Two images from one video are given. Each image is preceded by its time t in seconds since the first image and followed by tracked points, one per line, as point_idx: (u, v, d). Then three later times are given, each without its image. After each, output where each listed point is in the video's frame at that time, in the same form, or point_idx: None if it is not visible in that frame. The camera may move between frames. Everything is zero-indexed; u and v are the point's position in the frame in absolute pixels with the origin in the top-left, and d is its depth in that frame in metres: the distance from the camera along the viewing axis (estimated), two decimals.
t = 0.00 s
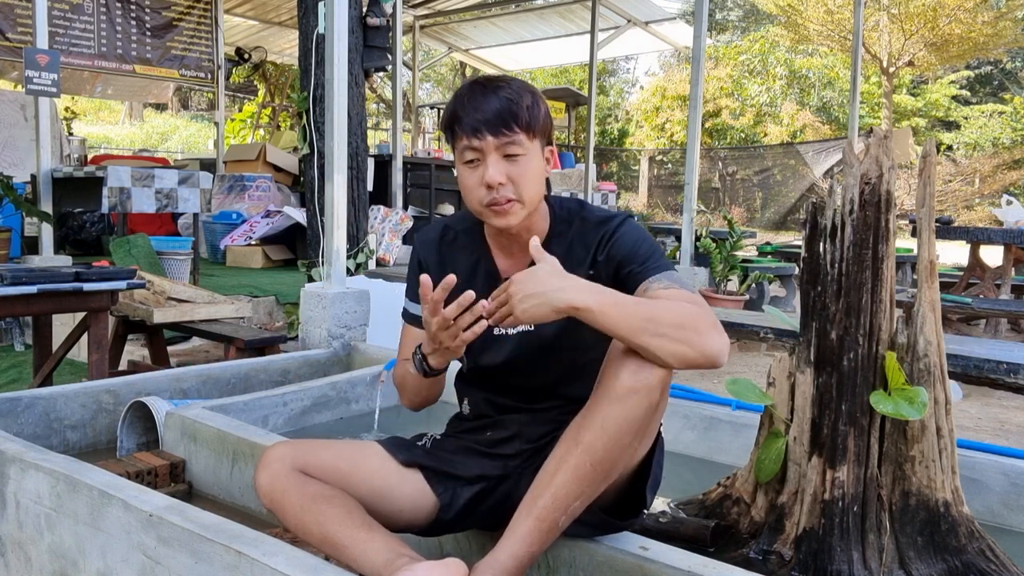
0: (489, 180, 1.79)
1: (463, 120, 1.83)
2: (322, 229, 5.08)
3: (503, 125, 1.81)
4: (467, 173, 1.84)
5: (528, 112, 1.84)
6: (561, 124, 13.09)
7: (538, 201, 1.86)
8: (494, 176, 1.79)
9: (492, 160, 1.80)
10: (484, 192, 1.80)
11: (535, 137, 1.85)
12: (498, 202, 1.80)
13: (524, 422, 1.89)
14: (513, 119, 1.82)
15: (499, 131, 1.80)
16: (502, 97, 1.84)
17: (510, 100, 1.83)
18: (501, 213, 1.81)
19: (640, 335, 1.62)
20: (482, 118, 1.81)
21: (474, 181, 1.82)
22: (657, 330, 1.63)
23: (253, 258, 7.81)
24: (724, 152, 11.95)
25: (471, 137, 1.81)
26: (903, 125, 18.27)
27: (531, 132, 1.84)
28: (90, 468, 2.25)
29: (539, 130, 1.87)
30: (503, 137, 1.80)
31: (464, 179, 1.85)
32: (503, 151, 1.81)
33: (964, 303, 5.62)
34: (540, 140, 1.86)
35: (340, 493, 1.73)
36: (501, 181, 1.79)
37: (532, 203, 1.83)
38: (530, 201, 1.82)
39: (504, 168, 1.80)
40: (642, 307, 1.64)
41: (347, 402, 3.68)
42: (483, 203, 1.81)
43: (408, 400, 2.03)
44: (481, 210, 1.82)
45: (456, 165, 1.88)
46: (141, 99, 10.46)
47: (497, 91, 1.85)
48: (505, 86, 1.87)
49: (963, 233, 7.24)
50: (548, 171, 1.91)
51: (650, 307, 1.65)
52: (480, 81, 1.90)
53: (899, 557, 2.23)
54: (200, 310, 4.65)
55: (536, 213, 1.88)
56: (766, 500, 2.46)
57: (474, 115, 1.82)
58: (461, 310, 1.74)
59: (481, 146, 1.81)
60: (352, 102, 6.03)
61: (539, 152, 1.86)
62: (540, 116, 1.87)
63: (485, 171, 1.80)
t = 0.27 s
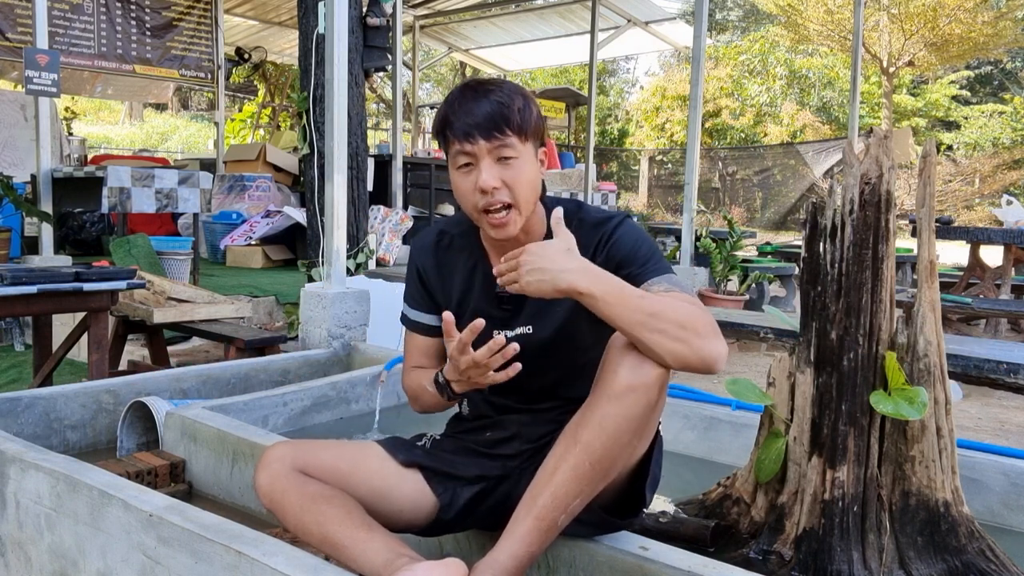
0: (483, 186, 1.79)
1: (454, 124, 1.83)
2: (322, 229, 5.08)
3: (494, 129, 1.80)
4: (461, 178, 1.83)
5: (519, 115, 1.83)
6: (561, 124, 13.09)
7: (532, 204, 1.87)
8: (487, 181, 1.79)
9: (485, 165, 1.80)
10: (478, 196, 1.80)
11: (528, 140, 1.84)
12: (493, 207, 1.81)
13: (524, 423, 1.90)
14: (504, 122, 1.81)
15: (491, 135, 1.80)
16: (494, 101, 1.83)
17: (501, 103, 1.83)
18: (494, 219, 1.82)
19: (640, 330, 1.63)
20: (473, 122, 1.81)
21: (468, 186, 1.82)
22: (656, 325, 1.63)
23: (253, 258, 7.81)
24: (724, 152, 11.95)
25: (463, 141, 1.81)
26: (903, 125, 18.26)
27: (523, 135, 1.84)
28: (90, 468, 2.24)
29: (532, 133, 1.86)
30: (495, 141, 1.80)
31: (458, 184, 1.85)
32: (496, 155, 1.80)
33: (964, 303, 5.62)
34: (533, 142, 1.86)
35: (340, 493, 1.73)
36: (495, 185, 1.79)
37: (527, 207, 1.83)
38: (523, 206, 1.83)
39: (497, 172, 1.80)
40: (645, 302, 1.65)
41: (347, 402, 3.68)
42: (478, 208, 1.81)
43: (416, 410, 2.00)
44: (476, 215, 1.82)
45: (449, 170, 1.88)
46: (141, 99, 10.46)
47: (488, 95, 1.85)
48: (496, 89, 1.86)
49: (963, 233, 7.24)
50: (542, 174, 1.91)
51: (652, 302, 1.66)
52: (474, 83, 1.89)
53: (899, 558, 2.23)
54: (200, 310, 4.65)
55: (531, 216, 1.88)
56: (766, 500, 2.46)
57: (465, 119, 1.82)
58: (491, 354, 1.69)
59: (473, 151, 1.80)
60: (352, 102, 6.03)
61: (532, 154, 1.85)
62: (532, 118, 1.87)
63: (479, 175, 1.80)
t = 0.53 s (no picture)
0: (485, 173, 1.78)
1: (459, 115, 1.85)
2: (322, 229, 5.08)
3: (499, 119, 1.83)
4: (463, 167, 1.83)
5: (522, 108, 1.86)
6: (561, 124, 13.09)
7: (533, 198, 1.86)
8: (489, 168, 1.79)
9: (489, 153, 1.80)
10: (479, 185, 1.79)
11: (531, 133, 1.86)
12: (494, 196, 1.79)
13: (523, 422, 1.90)
14: (509, 113, 1.84)
15: (495, 124, 1.82)
16: (499, 94, 1.86)
17: (505, 96, 1.85)
18: (496, 207, 1.79)
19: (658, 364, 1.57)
20: (479, 112, 1.83)
21: (470, 174, 1.82)
22: (667, 356, 1.58)
23: (253, 258, 7.81)
24: (724, 152, 11.96)
25: (467, 130, 1.82)
26: (903, 125, 18.26)
27: (526, 127, 1.86)
28: (90, 468, 2.25)
29: (534, 128, 1.88)
30: (499, 130, 1.82)
31: (459, 173, 1.84)
32: (500, 144, 1.82)
33: (964, 303, 5.62)
34: (535, 136, 1.88)
35: (339, 493, 1.73)
36: (497, 173, 1.79)
37: (527, 199, 1.82)
38: (525, 197, 1.81)
39: (500, 161, 1.80)
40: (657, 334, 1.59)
41: (347, 402, 3.68)
42: (478, 197, 1.79)
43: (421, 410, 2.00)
44: (475, 204, 1.80)
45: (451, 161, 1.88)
46: (141, 99, 10.46)
47: (493, 88, 1.87)
48: (501, 84, 1.89)
49: (963, 233, 7.24)
50: (544, 170, 1.91)
51: (662, 330, 1.60)
52: (477, 79, 1.92)
53: (899, 557, 2.23)
54: (200, 310, 4.65)
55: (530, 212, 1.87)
56: (766, 500, 2.46)
57: (470, 110, 1.84)
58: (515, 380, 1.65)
59: (477, 139, 1.82)
60: (352, 102, 6.03)
61: (534, 148, 1.87)
62: (535, 113, 1.89)
63: (481, 162, 1.80)
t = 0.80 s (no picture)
0: (488, 158, 1.80)
1: (465, 103, 1.87)
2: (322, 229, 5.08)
3: (504, 108, 1.85)
4: (467, 155, 1.85)
5: (528, 100, 1.89)
6: (561, 124, 13.08)
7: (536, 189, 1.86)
8: (493, 153, 1.80)
9: (492, 139, 1.82)
10: (482, 170, 1.81)
11: (535, 124, 1.89)
12: (496, 181, 1.80)
13: (523, 420, 1.90)
14: (514, 103, 1.86)
15: (500, 112, 1.84)
16: (505, 84, 1.88)
17: (511, 86, 1.88)
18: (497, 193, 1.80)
19: (660, 340, 1.62)
20: (484, 101, 1.86)
21: (473, 161, 1.83)
22: (672, 331, 1.63)
23: (253, 259, 7.81)
24: (724, 152, 11.95)
25: (473, 117, 1.85)
26: (903, 125, 18.25)
27: (530, 118, 1.88)
28: (90, 468, 2.25)
29: (538, 120, 1.90)
30: (504, 118, 1.84)
31: (462, 161, 1.85)
32: (503, 131, 1.84)
33: (964, 303, 5.62)
34: (538, 129, 1.90)
35: (339, 494, 1.73)
36: (500, 158, 1.80)
37: (529, 188, 1.83)
38: (527, 185, 1.82)
39: (503, 147, 1.82)
40: (661, 312, 1.64)
41: (347, 402, 3.68)
42: (481, 182, 1.81)
43: (416, 408, 1.98)
44: (477, 189, 1.81)
45: (454, 150, 1.90)
46: (141, 99, 10.46)
47: (499, 80, 1.90)
48: (507, 76, 1.92)
49: (963, 233, 7.24)
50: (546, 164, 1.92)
51: (668, 311, 1.65)
52: (484, 72, 1.95)
53: (899, 558, 2.23)
54: (200, 310, 4.65)
55: (531, 206, 1.87)
56: (766, 500, 2.46)
57: (477, 98, 1.86)
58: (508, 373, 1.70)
59: (481, 125, 1.84)
60: (352, 102, 6.03)
61: (537, 140, 1.89)
62: (539, 107, 1.91)
63: (485, 149, 1.82)
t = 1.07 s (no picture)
0: (489, 158, 1.80)
1: (466, 102, 1.87)
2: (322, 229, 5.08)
3: (504, 108, 1.85)
4: (467, 154, 1.85)
5: (528, 100, 1.88)
6: (561, 124, 13.08)
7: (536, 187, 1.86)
8: (493, 153, 1.80)
9: (492, 139, 1.82)
10: (482, 169, 1.81)
11: (535, 123, 1.88)
12: (496, 181, 1.80)
13: (522, 420, 1.90)
14: (514, 103, 1.86)
15: (501, 112, 1.84)
16: (505, 83, 1.88)
17: (512, 85, 1.87)
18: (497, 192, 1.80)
19: (655, 327, 1.63)
20: (485, 100, 1.85)
21: (474, 161, 1.83)
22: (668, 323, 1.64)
23: (253, 258, 7.81)
24: (724, 152, 11.95)
25: (473, 117, 1.85)
26: (903, 125, 18.24)
27: (531, 117, 1.88)
28: (90, 468, 2.24)
29: (539, 119, 1.90)
30: (504, 118, 1.84)
31: (463, 161, 1.85)
32: (503, 131, 1.84)
33: (964, 303, 5.62)
34: (539, 127, 1.89)
35: (339, 494, 1.73)
36: (500, 158, 1.80)
37: (530, 187, 1.82)
38: (527, 184, 1.82)
39: (503, 146, 1.81)
40: (658, 297, 1.66)
41: (347, 402, 3.69)
42: (481, 181, 1.81)
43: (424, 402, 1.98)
44: (478, 189, 1.81)
45: (456, 149, 1.89)
46: (141, 99, 10.46)
47: (500, 79, 1.89)
48: (507, 75, 1.91)
49: (963, 233, 7.24)
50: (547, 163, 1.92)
51: (664, 298, 1.67)
52: (485, 71, 1.95)
53: (899, 558, 2.23)
54: (200, 310, 4.65)
55: (532, 203, 1.87)
56: (766, 500, 2.46)
57: (477, 98, 1.86)
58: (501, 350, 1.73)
59: (482, 125, 1.84)
60: (352, 102, 6.04)
61: (538, 138, 1.88)
62: (540, 105, 1.91)
63: (485, 148, 1.82)
